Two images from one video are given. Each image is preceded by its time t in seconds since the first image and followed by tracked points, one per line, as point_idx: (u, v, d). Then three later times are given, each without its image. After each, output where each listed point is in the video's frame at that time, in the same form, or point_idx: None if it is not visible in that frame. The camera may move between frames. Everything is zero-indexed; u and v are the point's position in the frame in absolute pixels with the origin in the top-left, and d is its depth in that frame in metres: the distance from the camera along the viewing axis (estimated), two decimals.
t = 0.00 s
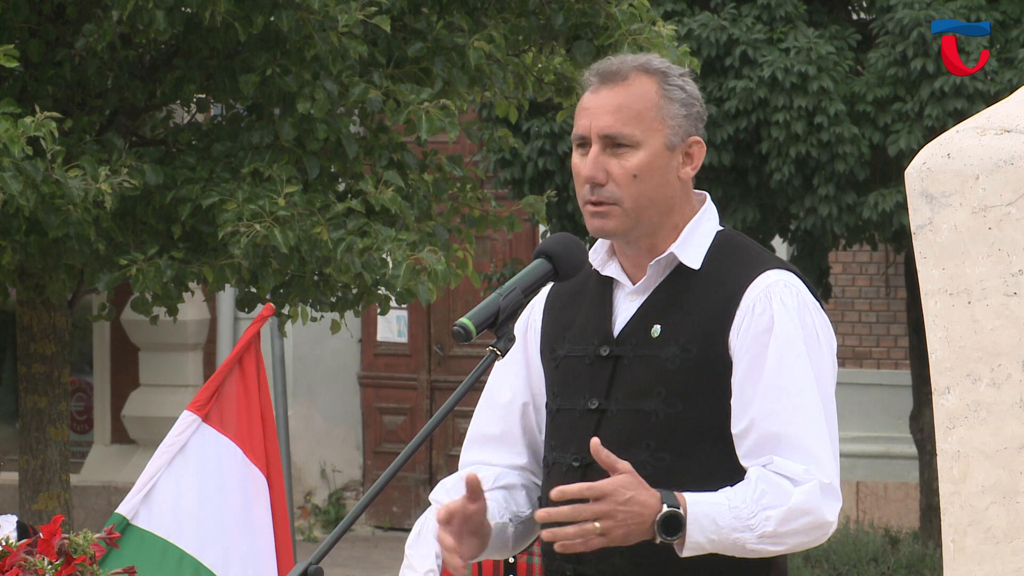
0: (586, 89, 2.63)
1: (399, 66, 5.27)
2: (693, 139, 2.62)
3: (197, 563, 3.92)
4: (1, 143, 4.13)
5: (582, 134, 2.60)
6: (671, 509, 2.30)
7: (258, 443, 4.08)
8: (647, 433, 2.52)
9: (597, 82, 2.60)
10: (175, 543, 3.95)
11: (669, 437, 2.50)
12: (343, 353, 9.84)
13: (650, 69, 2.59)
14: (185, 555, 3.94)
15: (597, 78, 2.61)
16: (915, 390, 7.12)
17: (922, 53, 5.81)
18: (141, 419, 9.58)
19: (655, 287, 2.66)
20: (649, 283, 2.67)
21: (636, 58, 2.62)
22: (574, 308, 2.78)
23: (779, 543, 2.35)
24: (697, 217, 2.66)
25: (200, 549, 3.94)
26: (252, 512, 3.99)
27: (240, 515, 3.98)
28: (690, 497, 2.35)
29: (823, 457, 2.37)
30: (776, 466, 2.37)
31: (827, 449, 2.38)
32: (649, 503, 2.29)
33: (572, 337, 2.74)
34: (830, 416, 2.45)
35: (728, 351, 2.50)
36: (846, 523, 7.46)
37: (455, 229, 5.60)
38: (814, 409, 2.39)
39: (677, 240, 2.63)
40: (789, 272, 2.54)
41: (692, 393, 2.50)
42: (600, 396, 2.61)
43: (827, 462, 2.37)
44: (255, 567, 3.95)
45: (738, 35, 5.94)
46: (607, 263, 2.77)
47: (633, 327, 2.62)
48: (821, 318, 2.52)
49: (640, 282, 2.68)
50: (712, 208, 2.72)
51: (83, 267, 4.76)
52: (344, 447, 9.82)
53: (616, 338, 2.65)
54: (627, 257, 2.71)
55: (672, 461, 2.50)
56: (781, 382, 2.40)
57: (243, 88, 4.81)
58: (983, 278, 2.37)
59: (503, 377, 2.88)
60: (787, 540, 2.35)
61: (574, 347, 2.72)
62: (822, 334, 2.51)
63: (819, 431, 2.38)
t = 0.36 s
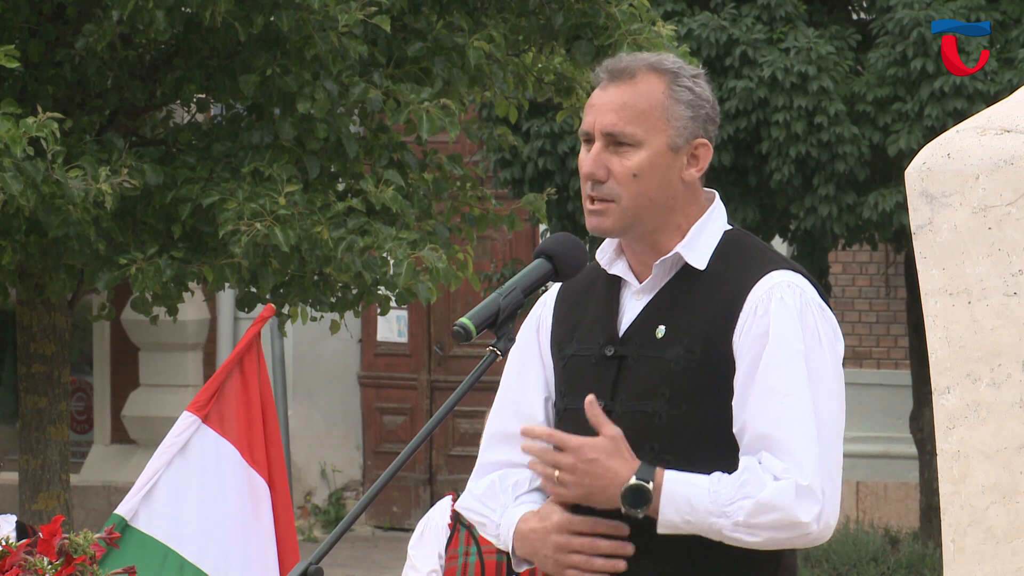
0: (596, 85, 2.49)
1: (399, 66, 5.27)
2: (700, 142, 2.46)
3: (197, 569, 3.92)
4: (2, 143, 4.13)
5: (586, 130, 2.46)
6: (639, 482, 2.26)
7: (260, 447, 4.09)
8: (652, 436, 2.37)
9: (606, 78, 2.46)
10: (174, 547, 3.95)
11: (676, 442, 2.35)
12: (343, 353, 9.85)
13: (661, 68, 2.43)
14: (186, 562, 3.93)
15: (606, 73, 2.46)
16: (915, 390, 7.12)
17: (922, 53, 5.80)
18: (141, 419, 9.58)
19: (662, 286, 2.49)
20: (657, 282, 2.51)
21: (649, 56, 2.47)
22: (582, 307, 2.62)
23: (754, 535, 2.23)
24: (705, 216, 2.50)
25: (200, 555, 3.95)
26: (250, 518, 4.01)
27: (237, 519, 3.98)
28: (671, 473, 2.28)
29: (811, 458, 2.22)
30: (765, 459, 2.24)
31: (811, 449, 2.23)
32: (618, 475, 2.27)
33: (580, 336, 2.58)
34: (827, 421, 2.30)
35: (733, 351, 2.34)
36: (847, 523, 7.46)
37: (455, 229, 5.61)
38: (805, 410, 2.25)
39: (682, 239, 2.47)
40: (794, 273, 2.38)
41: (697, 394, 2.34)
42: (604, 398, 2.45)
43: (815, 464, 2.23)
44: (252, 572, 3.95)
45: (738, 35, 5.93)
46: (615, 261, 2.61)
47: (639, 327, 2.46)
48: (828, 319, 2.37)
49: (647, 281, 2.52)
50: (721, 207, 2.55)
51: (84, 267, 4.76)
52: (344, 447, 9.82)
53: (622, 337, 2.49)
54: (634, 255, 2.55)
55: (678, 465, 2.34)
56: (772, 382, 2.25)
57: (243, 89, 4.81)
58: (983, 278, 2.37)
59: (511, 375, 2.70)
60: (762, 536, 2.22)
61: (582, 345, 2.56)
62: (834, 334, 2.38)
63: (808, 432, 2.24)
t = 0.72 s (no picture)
0: (608, 81, 2.49)
1: (399, 66, 5.27)
2: (711, 137, 2.44)
3: (190, 569, 3.92)
4: (1, 143, 4.13)
5: (598, 126, 2.46)
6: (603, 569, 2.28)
7: (258, 447, 4.09)
8: (649, 435, 2.36)
9: (617, 74, 2.46)
10: (168, 547, 3.95)
11: (674, 441, 2.34)
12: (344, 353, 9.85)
13: (672, 64, 2.42)
14: (179, 562, 3.93)
15: (618, 70, 2.46)
16: (915, 390, 7.12)
17: (921, 53, 5.80)
18: (141, 419, 9.58)
19: (664, 286, 2.48)
20: (659, 283, 2.49)
21: (661, 52, 2.46)
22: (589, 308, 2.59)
23: (727, 559, 2.21)
24: (708, 214, 2.49)
25: (193, 555, 3.95)
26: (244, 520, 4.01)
27: (229, 521, 3.98)
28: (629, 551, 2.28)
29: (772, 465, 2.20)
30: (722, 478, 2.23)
31: (775, 452, 2.20)
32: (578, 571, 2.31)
33: (585, 336, 2.55)
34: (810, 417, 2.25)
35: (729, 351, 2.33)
36: (846, 523, 7.46)
37: (454, 229, 5.61)
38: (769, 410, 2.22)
39: (686, 238, 2.46)
40: (792, 270, 2.37)
41: (694, 394, 2.33)
42: (605, 398, 2.44)
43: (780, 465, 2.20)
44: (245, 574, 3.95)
45: (738, 35, 5.93)
46: (619, 262, 2.58)
47: (640, 327, 2.45)
48: (827, 316, 2.35)
49: (649, 282, 2.50)
50: (725, 206, 2.54)
51: (83, 267, 4.76)
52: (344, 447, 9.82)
53: (625, 338, 2.48)
54: (639, 255, 2.53)
55: (677, 463, 2.33)
56: (744, 377, 2.26)
57: (243, 88, 4.81)
58: (983, 277, 2.36)
59: (518, 376, 2.66)
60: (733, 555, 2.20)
61: (586, 346, 2.53)
62: (833, 333, 2.36)
63: (775, 432, 2.21)
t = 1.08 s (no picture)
0: (615, 80, 2.49)
1: (399, 66, 5.27)
2: (713, 143, 2.44)
3: (177, 565, 3.93)
4: (1, 143, 4.13)
5: (601, 123, 2.45)
6: None
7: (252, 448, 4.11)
8: (648, 435, 2.36)
9: (625, 74, 2.46)
10: (156, 541, 3.95)
11: (671, 442, 2.35)
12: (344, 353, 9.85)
13: (681, 66, 2.43)
14: (166, 556, 3.94)
15: (625, 70, 2.46)
16: (915, 390, 7.12)
17: (921, 53, 5.80)
18: (141, 419, 9.58)
19: (663, 289, 2.48)
20: (657, 286, 2.49)
21: (670, 54, 2.46)
22: (585, 310, 2.59)
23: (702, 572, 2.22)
24: (708, 217, 2.49)
25: (180, 551, 3.95)
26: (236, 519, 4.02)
27: (220, 519, 3.99)
28: None
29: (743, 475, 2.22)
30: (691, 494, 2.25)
31: (749, 460, 2.23)
32: None
33: (581, 337, 2.55)
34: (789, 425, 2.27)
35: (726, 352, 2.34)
36: (846, 523, 7.46)
37: (454, 229, 5.61)
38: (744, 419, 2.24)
39: (686, 240, 2.46)
40: (793, 275, 2.38)
41: (693, 394, 2.34)
42: (603, 399, 2.44)
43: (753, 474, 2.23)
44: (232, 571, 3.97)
45: (738, 35, 5.93)
46: (616, 263, 2.57)
47: (638, 329, 2.45)
48: (823, 321, 2.36)
49: (648, 283, 2.49)
50: (723, 209, 2.53)
51: (83, 267, 4.76)
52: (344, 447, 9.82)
53: (623, 339, 2.47)
54: (637, 256, 2.52)
55: (676, 462, 2.34)
56: (725, 380, 2.28)
57: (242, 89, 4.81)
58: (983, 278, 2.36)
59: (510, 376, 2.64)
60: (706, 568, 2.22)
61: (581, 347, 2.53)
62: (829, 337, 2.37)
63: (752, 439, 2.24)
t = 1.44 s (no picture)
0: (605, 82, 2.49)
1: (399, 66, 5.27)
2: (706, 140, 2.45)
3: (167, 565, 3.94)
4: (1, 143, 4.13)
5: (594, 126, 2.45)
6: None
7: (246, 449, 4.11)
8: (645, 433, 2.36)
9: (615, 76, 2.46)
10: (147, 542, 3.95)
11: (668, 440, 2.35)
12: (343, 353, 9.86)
13: (670, 66, 2.43)
14: (156, 556, 3.95)
15: (615, 71, 2.46)
16: (915, 390, 7.12)
17: (922, 53, 5.80)
18: (141, 419, 9.58)
19: (658, 288, 2.47)
20: (652, 285, 2.48)
21: (658, 54, 2.46)
22: (579, 309, 2.59)
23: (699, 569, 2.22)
24: (703, 216, 2.49)
25: (170, 550, 3.97)
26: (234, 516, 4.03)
27: (214, 518, 3.99)
28: None
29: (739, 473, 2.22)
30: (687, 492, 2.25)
31: (745, 456, 2.23)
32: None
33: (576, 337, 2.55)
34: (783, 422, 2.28)
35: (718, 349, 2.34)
36: (846, 524, 7.46)
37: (454, 229, 5.61)
38: (740, 415, 2.24)
39: (681, 239, 2.46)
40: (788, 272, 2.38)
41: (689, 393, 2.35)
42: (599, 397, 2.44)
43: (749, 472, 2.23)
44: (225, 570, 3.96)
45: (738, 36, 5.93)
46: (611, 263, 2.57)
47: (633, 327, 2.45)
48: (819, 318, 2.37)
49: (643, 283, 2.49)
50: (717, 207, 2.54)
51: (83, 267, 4.76)
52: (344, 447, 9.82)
53: (619, 337, 2.47)
54: (632, 256, 2.52)
55: (673, 460, 2.34)
56: (721, 376, 2.28)
57: (243, 89, 4.81)
58: (983, 277, 2.36)
59: (506, 376, 2.65)
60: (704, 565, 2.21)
61: (577, 347, 2.53)
62: (825, 335, 2.38)
63: (747, 436, 2.24)
